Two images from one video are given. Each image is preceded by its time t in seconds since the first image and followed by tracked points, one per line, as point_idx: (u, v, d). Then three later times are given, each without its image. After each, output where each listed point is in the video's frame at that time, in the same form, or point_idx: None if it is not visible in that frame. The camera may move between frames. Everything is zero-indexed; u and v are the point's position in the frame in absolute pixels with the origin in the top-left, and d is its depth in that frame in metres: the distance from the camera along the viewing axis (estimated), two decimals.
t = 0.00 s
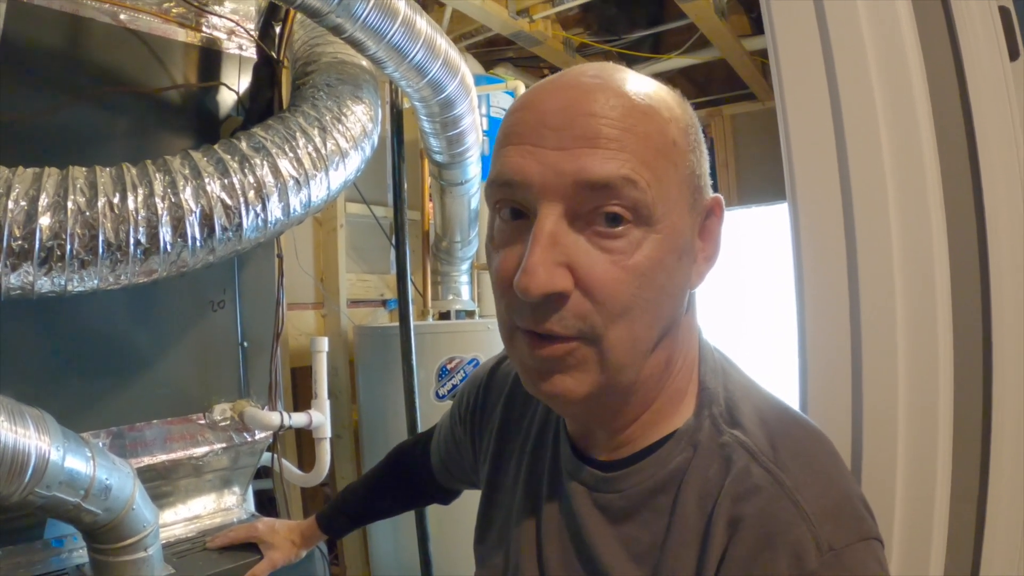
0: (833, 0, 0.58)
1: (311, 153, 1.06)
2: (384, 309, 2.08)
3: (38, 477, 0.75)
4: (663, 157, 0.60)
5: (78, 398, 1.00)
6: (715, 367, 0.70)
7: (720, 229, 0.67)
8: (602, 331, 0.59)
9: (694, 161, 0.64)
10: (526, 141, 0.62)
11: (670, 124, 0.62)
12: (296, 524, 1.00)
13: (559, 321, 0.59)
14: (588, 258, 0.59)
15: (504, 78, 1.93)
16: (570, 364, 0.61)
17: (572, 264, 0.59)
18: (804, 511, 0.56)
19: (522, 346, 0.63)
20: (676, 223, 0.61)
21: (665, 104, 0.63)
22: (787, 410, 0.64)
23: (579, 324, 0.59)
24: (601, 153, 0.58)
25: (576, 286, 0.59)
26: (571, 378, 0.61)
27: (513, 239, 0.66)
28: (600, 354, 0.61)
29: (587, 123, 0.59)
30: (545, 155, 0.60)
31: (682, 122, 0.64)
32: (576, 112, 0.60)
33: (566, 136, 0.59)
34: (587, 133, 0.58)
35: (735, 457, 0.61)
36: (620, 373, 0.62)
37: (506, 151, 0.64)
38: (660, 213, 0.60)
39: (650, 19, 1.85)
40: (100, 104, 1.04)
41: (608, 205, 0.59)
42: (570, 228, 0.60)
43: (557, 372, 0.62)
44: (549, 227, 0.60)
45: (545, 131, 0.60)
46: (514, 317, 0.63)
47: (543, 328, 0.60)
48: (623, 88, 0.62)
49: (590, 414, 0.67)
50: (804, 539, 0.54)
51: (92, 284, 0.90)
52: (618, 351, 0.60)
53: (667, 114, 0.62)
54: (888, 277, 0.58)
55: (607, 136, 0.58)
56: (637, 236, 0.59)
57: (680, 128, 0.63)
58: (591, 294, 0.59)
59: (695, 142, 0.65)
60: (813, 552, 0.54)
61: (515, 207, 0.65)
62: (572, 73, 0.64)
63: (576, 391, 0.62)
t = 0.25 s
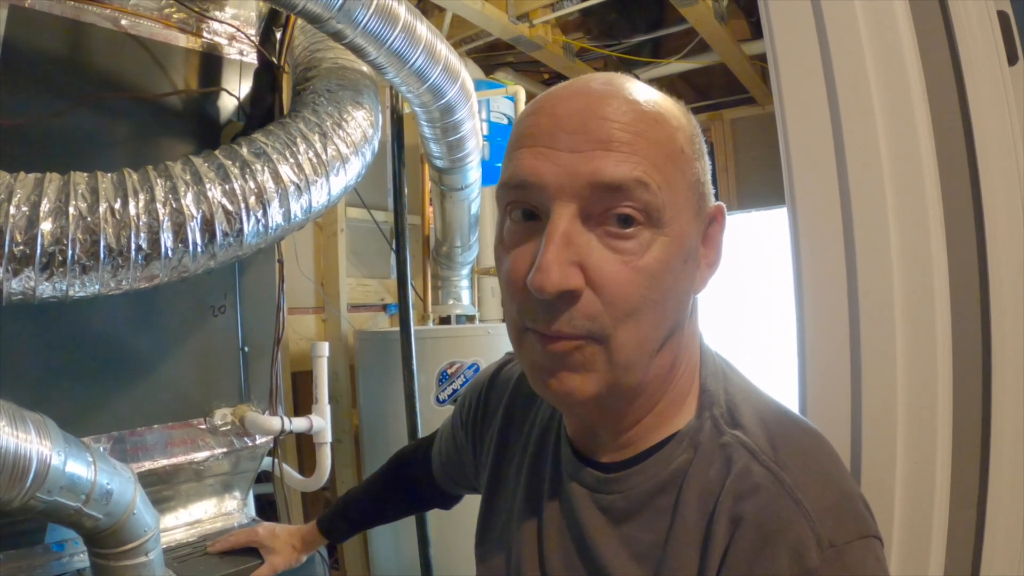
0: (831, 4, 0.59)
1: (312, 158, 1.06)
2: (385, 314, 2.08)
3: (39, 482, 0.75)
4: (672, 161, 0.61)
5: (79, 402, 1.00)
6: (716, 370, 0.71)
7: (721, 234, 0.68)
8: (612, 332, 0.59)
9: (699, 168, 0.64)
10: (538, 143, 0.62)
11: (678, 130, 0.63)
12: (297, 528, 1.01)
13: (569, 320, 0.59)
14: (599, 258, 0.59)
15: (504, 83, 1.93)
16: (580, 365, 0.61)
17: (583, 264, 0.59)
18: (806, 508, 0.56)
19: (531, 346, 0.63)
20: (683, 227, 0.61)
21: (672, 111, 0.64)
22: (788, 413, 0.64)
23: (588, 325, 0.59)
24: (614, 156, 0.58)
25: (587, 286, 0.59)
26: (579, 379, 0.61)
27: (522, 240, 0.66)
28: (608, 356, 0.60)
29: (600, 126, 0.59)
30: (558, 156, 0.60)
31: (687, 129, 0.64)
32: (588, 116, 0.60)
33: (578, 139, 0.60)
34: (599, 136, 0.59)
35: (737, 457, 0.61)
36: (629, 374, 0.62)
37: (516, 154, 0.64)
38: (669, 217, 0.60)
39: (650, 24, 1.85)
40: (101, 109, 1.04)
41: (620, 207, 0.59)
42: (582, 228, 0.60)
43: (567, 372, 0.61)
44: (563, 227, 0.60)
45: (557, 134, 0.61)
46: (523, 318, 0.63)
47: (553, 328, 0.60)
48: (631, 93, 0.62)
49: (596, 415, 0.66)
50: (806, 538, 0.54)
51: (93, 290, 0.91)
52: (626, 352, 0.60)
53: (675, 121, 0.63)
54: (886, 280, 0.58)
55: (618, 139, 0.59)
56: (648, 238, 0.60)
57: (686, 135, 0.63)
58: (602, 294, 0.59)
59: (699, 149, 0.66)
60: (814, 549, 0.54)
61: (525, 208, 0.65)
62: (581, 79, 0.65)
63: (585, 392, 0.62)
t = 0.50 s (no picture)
0: (832, 4, 0.59)
1: (314, 159, 1.06)
2: (387, 315, 2.08)
3: (41, 482, 0.76)
4: (676, 165, 0.61)
5: (81, 403, 1.00)
6: (718, 371, 0.70)
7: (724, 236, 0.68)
8: (617, 340, 0.59)
9: (702, 169, 0.64)
10: (542, 150, 0.62)
11: (681, 134, 0.62)
12: (299, 528, 1.01)
13: (575, 328, 0.59)
14: (605, 266, 0.59)
15: (505, 83, 1.93)
16: (585, 371, 0.61)
17: (589, 272, 0.59)
18: (812, 510, 0.56)
19: (536, 355, 0.63)
20: (688, 232, 0.61)
21: (674, 114, 0.63)
22: (790, 415, 0.64)
23: (594, 331, 0.59)
24: (619, 163, 0.58)
25: (593, 294, 0.59)
26: (584, 386, 0.61)
27: (526, 245, 0.66)
28: (613, 362, 0.60)
29: (604, 133, 0.59)
30: (562, 163, 0.60)
31: (688, 130, 0.64)
32: (592, 122, 0.60)
33: (583, 146, 0.59)
34: (603, 143, 0.59)
35: (743, 460, 0.61)
36: (634, 379, 0.61)
37: (519, 161, 0.64)
38: (673, 223, 0.60)
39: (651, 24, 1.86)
40: (104, 110, 1.05)
41: (625, 214, 0.59)
42: (588, 237, 0.60)
43: (572, 379, 0.61)
44: (568, 237, 0.60)
45: (562, 140, 0.61)
46: (528, 326, 0.63)
47: (558, 336, 0.60)
48: (633, 96, 0.62)
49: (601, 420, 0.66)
50: (813, 540, 0.54)
51: (95, 290, 0.91)
52: (630, 358, 0.60)
53: (678, 123, 0.63)
54: (889, 280, 0.58)
55: (622, 146, 0.59)
56: (652, 245, 0.60)
57: (689, 137, 0.63)
58: (607, 302, 0.59)
59: (702, 151, 0.66)
60: (819, 550, 0.54)
61: (529, 215, 0.65)
62: (582, 84, 0.64)
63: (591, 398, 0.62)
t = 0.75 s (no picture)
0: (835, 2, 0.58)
1: (314, 154, 1.06)
2: (387, 311, 2.08)
3: (41, 477, 0.76)
4: (675, 162, 0.60)
5: (81, 399, 1.00)
6: (718, 368, 0.70)
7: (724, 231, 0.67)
8: (615, 337, 0.59)
9: (701, 164, 0.64)
10: (541, 146, 0.61)
11: (680, 130, 0.62)
12: (300, 524, 1.01)
13: (573, 328, 0.59)
14: (602, 263, 0.59)
15: (506, 79, 1.93)
16: (583, 370, 0.61)
17: (587, 270, 0.59)
18: (810, 511, 0.56)
19: (533, 352, 0.63)
20: (687, 228, 0.61)
21: (673, 109, 0.63)
22: (790, 412, 0.64)
23: (592, 329, 0.59)
24: (617, 159, 0.58)
25: (591, 292, 0.59)
26: (583, 385, 0.61)
27: (525, 242, 0.65)
28: (611, 361, 0.60)
29: (602, 129, 0.59)
30: (560, 160, 0.60)
31: (687, 125, 0.64)
32: (590, 118, 0.60)
33: (581, 142, 0.59)
34: (602, 139, 0.58)
35: (740, 458, 0.61)
36: (632, 377, 0.61)
37: (517, 157, 0.63)
38: (671, 219, 0.60)
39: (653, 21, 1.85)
40: (104, 105, 1.04)
41: (623, 210, 0.59)
42: (585, 235, 0.60)
43: (571, 377, 0.61)
44: (566, 234, 0.59)
45: (560, 137, 0.60)
46: (526, 323, 0.63)
47: (556, 334, 0.60)
48: (632, 91, 0.62)
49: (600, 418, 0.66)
50: (809, 542, 0.54)
51: (95, 285, 0.91)
52: (628, 356, 0.60)
53: (677, 119, 0.63)
54: (891, 278, 0.58)
55: (621, 142, 0.58)
56: (651, 242, 0.59)
57: (687, 132, 0.63)
58: (605, 300, 0.59)
59: (701, 145, 0.65)
60: (817, 551, 0.54)
61: (526, 212, 0.65)
62: (581, 80, 0.64)
63: (589, 396, 0.61)
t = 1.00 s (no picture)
0: None
1: (313, 154, 1.06)
2: (386, 310, 2.08)
3: (41, 478, 0.76)
4: (670, 159, 0.60)
5: (80, 399, 1.00)
6: (716, 365, 0.71)
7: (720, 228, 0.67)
8: (611, 335, 0.59)
9: (696, 162, 0.64)
10: (536, 146, 0.61)
11: (674, 127, 0.62)
12: (298, 523, 1.01)
13: (570, 327, 0.59)
14: (599, 261, 0.59)
15: (505, 78, 1.93)
16: (580, 368, 0.61)
17: (584, 268, 0.59)
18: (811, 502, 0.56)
19: (531, 351, 0.63)
20: (682, 224, 0.61)
21: (668, 107, 0.63)
22: (789, 409, 0.64)
23: (589, 328, 0.59)
24: (612, 158, 0.58)
25: (587, 290, 0.59)
26: (580, 384, 0.61)
27: (523, 241, 0.65)
28: (610, 354, 0.60)
29: (597, 127, 0.59)
30: (555, 160, 0.60)
31: (682, 123, 0.64)
32: (585, 117, 0.60)
33: (576, 142, 0.59)
34: (597, 138, 0.58)
35: (740, 453, 0.61)
36: (629, 374, 0.61)
37: (512, 156, 0.63)
38: (667, 216, 0.60)
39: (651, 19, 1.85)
40: (101, 105, 1.04)
41: (619, 208, 0.59)
42: (581, 232, 0.60)
43: (568, 376, 0.61)
44: (562, 233, 0.59)
45: (555, 136, 0.60)
46: (523, 322, 0.63)
47: (553, 332, 0.60)
48: (626, 90, 0.62)
49: (597, 415, 0.66)
50: (815, 532, 0.54)
51: (94, 286, 0.91)
52: (625, 354, 0.60)
53: (671, 117, 0.63)
54: (889, 275, 0.58)
55: (616, 140, 0.58)
56: (646, 240, 0.59)
57: (682, 130, 0.63)
58: (602, 298, 0.59)
59: (696, 143, 0.65)
60: (820, 543, 0.53)
61: (522, 211, 0.65)
62: (576, 79, 0.64)
63: (586, 394, 0.62)
